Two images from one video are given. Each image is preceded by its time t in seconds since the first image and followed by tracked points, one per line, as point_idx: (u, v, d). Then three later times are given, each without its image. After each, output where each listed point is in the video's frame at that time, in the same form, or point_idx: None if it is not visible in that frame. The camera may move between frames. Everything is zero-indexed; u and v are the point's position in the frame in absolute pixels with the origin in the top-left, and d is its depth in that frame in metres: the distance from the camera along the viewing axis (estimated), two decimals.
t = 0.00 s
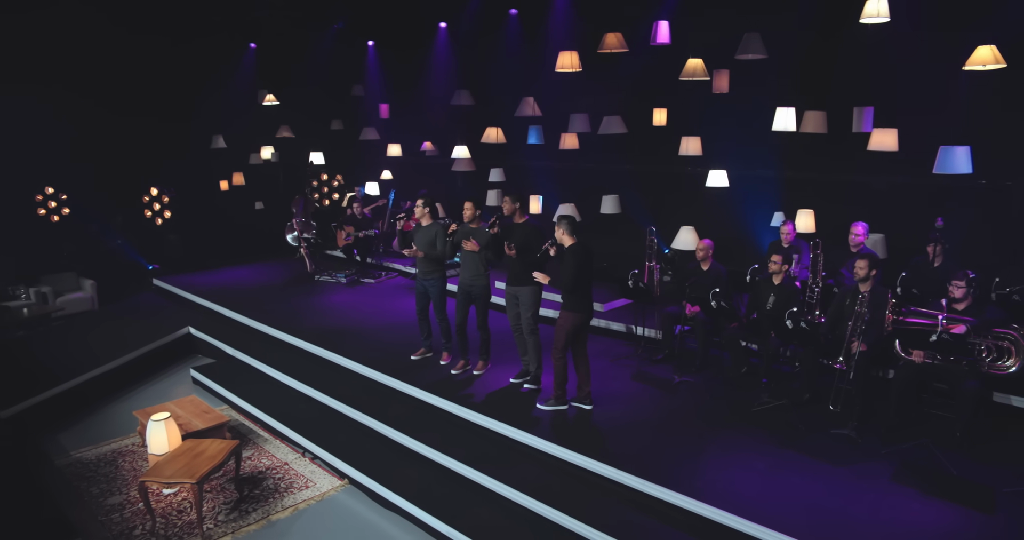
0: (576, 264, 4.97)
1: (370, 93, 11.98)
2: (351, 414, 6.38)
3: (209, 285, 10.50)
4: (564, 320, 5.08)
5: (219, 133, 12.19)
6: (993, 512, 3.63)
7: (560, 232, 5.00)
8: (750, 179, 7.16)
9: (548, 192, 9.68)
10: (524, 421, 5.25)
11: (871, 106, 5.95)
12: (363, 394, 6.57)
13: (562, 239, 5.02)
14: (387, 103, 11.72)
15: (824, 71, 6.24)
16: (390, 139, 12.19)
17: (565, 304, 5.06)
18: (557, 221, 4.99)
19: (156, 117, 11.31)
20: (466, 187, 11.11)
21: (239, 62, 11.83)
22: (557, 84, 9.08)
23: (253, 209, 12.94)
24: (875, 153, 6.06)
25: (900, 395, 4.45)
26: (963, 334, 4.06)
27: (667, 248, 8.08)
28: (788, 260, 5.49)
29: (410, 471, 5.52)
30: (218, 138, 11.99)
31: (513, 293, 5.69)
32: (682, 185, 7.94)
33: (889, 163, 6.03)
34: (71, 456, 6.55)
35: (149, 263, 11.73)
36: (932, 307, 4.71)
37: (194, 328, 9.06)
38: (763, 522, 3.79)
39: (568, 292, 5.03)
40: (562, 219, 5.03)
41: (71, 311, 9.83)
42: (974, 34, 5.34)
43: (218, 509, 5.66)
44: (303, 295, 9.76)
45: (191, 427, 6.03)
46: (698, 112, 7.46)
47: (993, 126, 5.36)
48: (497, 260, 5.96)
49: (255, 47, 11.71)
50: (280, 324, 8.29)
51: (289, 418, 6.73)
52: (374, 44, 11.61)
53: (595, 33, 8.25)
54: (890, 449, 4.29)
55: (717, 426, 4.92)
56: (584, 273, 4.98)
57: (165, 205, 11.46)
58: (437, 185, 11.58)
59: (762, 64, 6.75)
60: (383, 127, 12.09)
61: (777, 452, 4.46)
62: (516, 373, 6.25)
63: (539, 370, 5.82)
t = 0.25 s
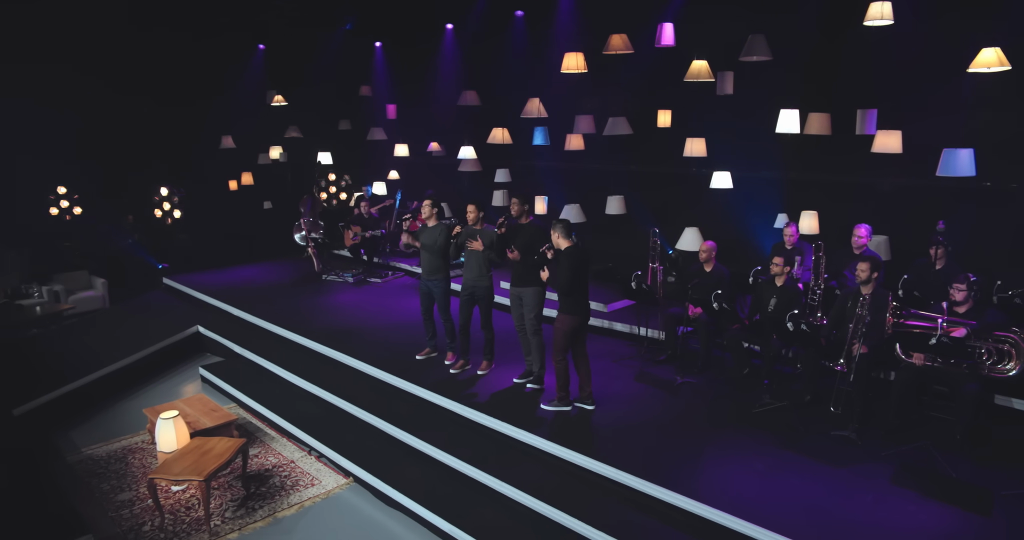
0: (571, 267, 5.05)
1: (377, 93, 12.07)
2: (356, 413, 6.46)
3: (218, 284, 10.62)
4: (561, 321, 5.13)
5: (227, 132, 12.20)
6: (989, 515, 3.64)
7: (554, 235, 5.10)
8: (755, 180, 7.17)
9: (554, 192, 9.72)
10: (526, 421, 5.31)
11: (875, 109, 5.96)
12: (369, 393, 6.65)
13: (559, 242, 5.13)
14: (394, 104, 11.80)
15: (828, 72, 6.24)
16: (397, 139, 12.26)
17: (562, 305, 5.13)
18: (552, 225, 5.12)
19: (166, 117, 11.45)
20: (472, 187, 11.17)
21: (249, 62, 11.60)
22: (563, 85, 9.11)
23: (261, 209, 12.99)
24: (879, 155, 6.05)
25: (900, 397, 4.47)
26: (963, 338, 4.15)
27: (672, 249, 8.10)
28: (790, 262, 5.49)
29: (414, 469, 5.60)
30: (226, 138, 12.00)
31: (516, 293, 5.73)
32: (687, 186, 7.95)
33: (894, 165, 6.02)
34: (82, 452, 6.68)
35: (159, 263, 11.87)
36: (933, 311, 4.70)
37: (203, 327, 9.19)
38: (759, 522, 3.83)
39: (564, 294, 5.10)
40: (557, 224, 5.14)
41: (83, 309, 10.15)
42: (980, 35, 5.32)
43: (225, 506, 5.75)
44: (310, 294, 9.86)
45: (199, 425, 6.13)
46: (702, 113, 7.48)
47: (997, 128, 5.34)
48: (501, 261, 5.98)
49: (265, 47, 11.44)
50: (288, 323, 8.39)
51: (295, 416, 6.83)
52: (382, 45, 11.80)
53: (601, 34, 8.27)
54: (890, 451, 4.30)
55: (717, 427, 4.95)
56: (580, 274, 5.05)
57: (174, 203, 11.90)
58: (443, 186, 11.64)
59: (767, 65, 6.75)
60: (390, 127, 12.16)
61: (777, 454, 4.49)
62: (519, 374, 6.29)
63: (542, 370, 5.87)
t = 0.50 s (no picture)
0: (564, 270, 5.07)
1: (385, 94, 12.27)
2: (362, 412, 6.54)
3: (227, 282, 10.73)
4: (561, 323, 5.21)
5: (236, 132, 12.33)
6: (988, 517, 3.66)
7: (548, 239, 5.13)
8: (759, 181, 7.18)
9: (560, 193, 9.76)
10: (529, 421, 5.36)
11: (877, 111, 5.94)
12: (374, 392, 6.73)
13: (552, 246, 5.16)
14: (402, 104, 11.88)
15: (832, 74, 6.24)
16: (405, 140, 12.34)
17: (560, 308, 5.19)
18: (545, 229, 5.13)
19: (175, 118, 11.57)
20: (478, 188, 11.24)
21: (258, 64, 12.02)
22: (568, 86, 9.14)
23: (270, 209, 13.29)
24: (883, 156, 6.05)
25: (901, 399, 4.49)
26: (964, 341, 4.20)
27: (676, 250, 8.13)
28: (792, 264, 5.49)
29: (418, 468, 5.68)
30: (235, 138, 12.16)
31: (520, 294, 5.76)
32: (692, 187, 7.97)
33: (897, 167, 6.02)
34: (93, 449, 6.80)
35: (169, 261, 11.84)
36: (934, 314, 4.74)
37: (212, 326, 9.30)
38: (759, 523, 3.86)
39: (562, 296, 5.15)
40: (552, 229, 5.15)
41: (94, 307, 10.28)
42: (984, 37, 5.31)
43: (233, 503, 5.84)
44: (318, 293, 9.96)
45: (207, 423, 6.23)
46: (707, 115, 7.50)
47: (1001, 131, 5.33)
48: (505, 262, 6.02)
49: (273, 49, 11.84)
50: (295, 322, 8.48)
51: (302, 415, 6.92)
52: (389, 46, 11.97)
53: (605, 36, 8.30)
54: (890, 453, 4.32)
55: (719, 428, 4.98)
56: (573, 277, 5.08)
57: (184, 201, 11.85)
58: (450, 186, 11.71)
59: (771, 66, 6.75)
60: (397, 127, 12.23)
61: (778, 455, 4.51)
62: (523, 374, 6.34)
63: (545, 371, 5.92)
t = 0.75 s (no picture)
0: (562, 272, 5.14)
1: (392, 93, 12.27)
2: (367, 410, 6.63)
3: (236, 281, 10.85)
4: (561, 324, 5.28)
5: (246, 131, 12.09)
6: (985, 519, 3.68)
7: (546, 241, 5.21)
8: (763, 181, 7.18)
9: (565, 192, 9.79)
10: (532, 420, 5.42)
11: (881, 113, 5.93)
12: (380, 390, 6.81)
13: (550, 247, 5.23)
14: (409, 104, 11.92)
15: (836, 75, 6.23)
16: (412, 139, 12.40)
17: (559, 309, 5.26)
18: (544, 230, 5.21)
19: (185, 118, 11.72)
20: (485, 187, 11.28)
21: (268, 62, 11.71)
22: (573, 86, 9.16)
23: (280, 206, 13.04)
24: (887, 158, 6.05)
25: (901, 400, 4.51)
26: (964, 343, 4.19)
27: (681, 250, 8.15)
28: (795, 265, 5.51)
29: (422, 465, 5.76)
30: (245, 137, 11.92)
31: (525, 294, 5.82)
32: (696, 187, 7.98)
33: (902, 168, 6.01)
34: (105, 445, 6.93)
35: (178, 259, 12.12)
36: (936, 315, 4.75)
37: (221, 323, 9.43)
38: (755, 523, 3.90)
39: (560, 297, 5.22)
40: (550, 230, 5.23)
41: (108, 304, 10.62)
42: (989, 38, 5.28)
43: (241, 498, 5.95)
44: (325, 292, 10.06)
45: (216, 420, 6.34)
46: (711, 115, 7.51)
47: (1005, 132, 5.31)
48: (509, 262, 6.09)
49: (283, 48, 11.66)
50: (302, 320, 8.58)
51: (309, 412, 7.02)
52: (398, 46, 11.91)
53: (610, 36, 8.31)
54: (889, 454, 4.35)
55: (719, 428, 5.01)
56: (569, 278, 5.15)
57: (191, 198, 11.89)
58: (456, 185, 11.77)
59: (776, 67, 6.75)
60: (404, 127, 12.29)
61: (778, 455, 4.55)
62: (526, 373, 6.39)
63: (548, 370, 5.98)
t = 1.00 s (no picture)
0: (562, 275, 5.20)
1: (399, 93, 12.39)
2: (373, 407, 6.71)
3: (245, 278, 10.97)
4: (562, 325, 5.35)
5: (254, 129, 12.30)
6: (982, 520, 3.70)
7: (548, 243, 5.29)
8: (768, 181, 7.18)
9: (571, 191, 9.82)
10: (534, 418, 5.48)
11: (885, 114, 5.91)
12: (385, 388, 6.90)
13: (551, 249, 5.31)
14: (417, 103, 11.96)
15: (841, 76, 6.21)
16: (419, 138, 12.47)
17: (559, 310, 5.33)
18: (546, 231, 5.30)
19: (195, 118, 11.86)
20: (491, 186, 11.34)
21: (275, 63, 12.12)
22: (579, 86, 9.18)
23: (287, 205, 13.22)
24: (891, 158, 6.04)
25: (901, 402, 4.53)
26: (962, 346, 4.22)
27: (685, 250, 8.17)
28: (797, 266, 5.53)
29: (427, 463, 5.84)
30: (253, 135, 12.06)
31: (528, 295, 5.86)
32: (701, 186, 7.99)
33: (906, 168, 6.01)
34: (116, 440, 7.06)
35: (188, 257, 12.15)
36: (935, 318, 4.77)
37: (229, 321, 9.56)
38: (755, 523, 3.94)
39: (561, 298, 5.29)
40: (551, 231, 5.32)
41: (119, 302, 10.63)
42: (994, 39, 5.26)
43: (249, 494, 6.06)
44: (333, 290, 10.16)
45: (224, 417, 6.44)
46: (716, 116, 7.52)
47: (1010, 133, 5.30)
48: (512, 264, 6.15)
49: (291, 48, 11.90)
50: (310, 318, 8.68)
51: (316, 409, 7.14)
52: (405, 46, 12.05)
53: (616, 36, 8.32)
54: (888, 455, 4.37)
55: (721, 428, 5.05)
56: (570, 281, 5.20)
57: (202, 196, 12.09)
58: (463, 185, 11.83)
59: (781, 68, 6.73)
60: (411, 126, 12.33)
61: (778, 455, 4.58)
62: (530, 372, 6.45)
63: (552, 369, 6.03)
